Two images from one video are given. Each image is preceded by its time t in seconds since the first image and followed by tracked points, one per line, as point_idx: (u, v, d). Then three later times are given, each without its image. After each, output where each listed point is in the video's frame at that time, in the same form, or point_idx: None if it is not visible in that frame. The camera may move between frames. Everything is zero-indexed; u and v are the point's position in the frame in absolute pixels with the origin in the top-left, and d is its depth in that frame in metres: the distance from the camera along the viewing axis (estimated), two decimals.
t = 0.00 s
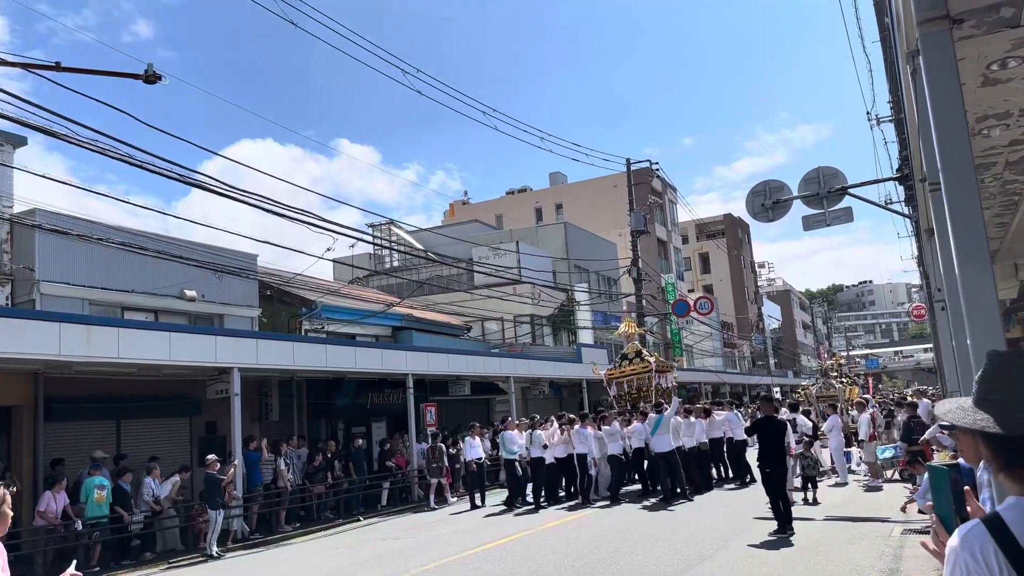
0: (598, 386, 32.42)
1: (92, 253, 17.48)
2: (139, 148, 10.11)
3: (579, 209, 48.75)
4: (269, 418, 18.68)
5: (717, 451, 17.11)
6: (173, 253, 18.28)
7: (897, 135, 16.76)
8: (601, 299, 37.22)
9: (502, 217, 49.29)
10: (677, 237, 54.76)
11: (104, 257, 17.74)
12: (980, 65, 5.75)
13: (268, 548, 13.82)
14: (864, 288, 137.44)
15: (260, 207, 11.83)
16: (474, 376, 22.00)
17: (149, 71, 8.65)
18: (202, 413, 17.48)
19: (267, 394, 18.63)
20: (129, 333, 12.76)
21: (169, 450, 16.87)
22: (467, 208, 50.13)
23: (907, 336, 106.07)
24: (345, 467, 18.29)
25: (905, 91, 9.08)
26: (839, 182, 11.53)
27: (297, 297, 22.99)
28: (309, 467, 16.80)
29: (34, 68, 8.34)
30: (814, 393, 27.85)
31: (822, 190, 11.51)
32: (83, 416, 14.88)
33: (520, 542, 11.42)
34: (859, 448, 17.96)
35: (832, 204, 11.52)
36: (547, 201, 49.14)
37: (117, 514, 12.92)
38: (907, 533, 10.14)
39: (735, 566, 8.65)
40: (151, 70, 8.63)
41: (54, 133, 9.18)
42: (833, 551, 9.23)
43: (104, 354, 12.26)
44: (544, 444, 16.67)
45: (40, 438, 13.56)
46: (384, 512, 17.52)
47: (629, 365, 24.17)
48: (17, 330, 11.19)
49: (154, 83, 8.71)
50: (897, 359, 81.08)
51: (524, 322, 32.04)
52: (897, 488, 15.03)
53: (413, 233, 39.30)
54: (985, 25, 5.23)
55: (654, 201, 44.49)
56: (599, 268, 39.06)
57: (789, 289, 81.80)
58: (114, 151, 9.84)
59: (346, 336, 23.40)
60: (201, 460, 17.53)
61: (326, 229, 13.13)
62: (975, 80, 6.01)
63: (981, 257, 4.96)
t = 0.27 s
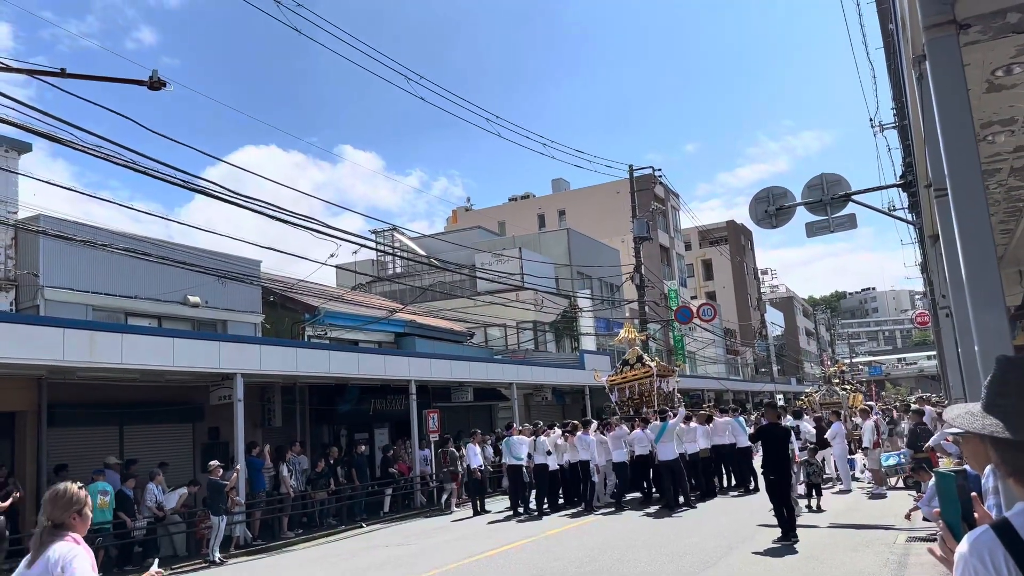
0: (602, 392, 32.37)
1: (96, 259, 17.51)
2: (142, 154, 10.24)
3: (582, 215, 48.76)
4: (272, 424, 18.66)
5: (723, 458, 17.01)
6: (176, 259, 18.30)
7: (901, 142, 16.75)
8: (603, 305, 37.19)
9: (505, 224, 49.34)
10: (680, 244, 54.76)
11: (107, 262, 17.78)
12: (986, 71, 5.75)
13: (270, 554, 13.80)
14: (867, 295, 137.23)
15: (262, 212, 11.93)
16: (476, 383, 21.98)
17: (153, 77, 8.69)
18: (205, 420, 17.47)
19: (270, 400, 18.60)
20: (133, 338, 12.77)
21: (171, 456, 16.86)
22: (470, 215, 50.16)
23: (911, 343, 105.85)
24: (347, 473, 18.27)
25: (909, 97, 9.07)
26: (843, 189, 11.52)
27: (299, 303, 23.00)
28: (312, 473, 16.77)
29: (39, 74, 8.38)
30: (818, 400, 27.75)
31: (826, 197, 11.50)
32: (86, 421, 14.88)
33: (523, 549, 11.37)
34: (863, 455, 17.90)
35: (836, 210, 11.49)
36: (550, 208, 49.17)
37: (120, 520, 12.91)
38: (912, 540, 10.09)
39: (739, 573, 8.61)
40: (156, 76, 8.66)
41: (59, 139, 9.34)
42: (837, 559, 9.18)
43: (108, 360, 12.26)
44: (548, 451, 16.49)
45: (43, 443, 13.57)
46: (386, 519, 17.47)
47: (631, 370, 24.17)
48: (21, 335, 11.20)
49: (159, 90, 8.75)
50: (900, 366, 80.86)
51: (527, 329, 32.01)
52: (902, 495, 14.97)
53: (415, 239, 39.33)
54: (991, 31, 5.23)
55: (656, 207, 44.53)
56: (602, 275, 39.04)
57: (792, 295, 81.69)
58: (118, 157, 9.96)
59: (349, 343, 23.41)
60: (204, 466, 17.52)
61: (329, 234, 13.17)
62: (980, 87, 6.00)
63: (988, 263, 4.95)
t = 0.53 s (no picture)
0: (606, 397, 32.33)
1: (101, 263, 17.55)
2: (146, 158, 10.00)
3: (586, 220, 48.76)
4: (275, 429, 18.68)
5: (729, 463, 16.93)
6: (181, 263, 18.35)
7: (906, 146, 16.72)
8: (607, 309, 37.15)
9: (509, 228, 49.40)
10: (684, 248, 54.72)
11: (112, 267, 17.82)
12: (990, 76, 5.74)
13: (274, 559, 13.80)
14: (871, 299, 136.93)
15: (266, 217, 11.76)
16: (480, 387, 21.97)
17: (159, 82, 8.71)
18: (209, 424, 17.50)
19: (274, 404, 18.61)
20: (138, 343, 12.80)
21: (176, 460, 16.89)
22: (474, 219, 50.19)
23: (915, 348, 105.51)
24: (351, 478, 18.27)
25: (914, 102, 9.06)
26: (847, 193, 11.51)
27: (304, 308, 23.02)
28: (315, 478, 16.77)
29: (45, 79, 8.39)
30: (822, 405, 27.67)
31: (830, 202, 11.49)
32: (90, 426, 14.91)
33: (527, 554, 11.36)
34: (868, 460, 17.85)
35: (840, 215, 11.48)
36: (554, 212, 49.19)
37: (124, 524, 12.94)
38: (917, 546, 10.05)
39: None
40: (161, 81, 8.68)
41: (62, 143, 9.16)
42: (842, 564, 9.15)
43: (112, 364, 12.31)
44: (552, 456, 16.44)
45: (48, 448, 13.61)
46: (390, 523, 17.45)
47: (637, 376, 24.09)
48: (26, 340, 11.24)
49: (164, 95, 8.77)
50: (905, 371, 80.63)
51: (530, 333, 31.99)
52: (907, 501, 14.91)
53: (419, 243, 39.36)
54: (995, 37, 5.23)
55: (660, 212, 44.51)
56: (606, 279, 39.01)
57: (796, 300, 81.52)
58: (122, 162, 9.74)
59: (352, 347, 23.44)
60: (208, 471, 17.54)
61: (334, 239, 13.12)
62: (985, 92, 6.00)
63: (994, 268, 4.93)
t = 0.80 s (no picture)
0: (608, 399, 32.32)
1: (104, 266, 17.59)
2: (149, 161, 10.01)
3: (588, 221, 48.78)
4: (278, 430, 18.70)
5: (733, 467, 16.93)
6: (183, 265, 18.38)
7: (908, 148, 16.70)
8: (609, 311, 37.15)
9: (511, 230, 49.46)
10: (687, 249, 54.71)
11: (115, 269, 17.85)
12: (992, 78, 5.73)
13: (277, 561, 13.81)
14: (874, 301, 136.72)
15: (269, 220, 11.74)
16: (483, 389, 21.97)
17: (161, 85, 8.73)
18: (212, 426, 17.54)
19: (276, 406, 18.63)
20: (140, 345, 12.82)
21: (178, 461, 16.91)
22: (476, 220, 50.22)
23: (919, 349, 105.32)
24: (353, 480, 18.28)
25: (916, 103, 9.05)
26: (849, 195, 11.50)
27: (306, 309, 23.05)
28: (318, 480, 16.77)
29: (47, 82, 8.40)
30: (825, 407, 27.64)
31: (832, 204, 11.48)
32: (93, 427, 14.93)
33: (528, 556, 11.37)
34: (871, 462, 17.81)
35: (842, 216, 11.47)
36: (557, 214, 49.20)
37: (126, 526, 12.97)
38: (919, 549, 10.04)
39: None
40: (163, 83, 8.70)
41: (65, 146, 9.21)
42: (844, 567, 9.14)
43: (114, 366, 12.33)
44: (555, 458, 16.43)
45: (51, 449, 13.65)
46: (392, 525, 17.45)
47: (642, 379, 24.07)
48: (29, 342, 11.26)
49: (166, 97, 8.79)
50: (909, 372, 80.51)
51: (533, 335, 31.99)
52: (909, 503, 14.89)
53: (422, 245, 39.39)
54: (996, 39, 5.23)
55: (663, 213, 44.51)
56: (608, 281, 39.00)
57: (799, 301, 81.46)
58: (125, 165, 9.74)
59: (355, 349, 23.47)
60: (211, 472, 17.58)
61: (336, 241, 13.10)
62: (986, 94, 5.99)
63: (995, 271, 4.92)
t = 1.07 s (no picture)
0: (609, 399, 32.32)
1: (104, 266, 17.58)
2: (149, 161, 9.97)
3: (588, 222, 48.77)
4: (278, 431, 18.69)
5: (734, 467, 16.98)
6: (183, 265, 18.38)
7: (909, 148, 16.69)
8: (610, 311, 37.13)
9: (512, 230, 49.46)
10: (687, 250, 54.70)
11: (115, 269, 17.84)
12: (993, 78, 5.72)
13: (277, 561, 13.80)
14: (875, 301, 136.63)
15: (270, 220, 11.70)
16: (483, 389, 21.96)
17: (161, 85, 8.72)
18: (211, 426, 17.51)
19: (276, 407, 18.62)
20: (140, 345, 12.80)
21: (179, 462, 16.90)
22: (477, 221, 50.22)
23: (919, 350, 105.24)
24: (353, 480, 18.26)
25: (916, 102, 9.03)
26: (849, 195, 11.47)
27: (306, 310, 23.04)
28: (319, 480, 16.78)
29: (47, 81, 8.40)
30: (825, 407, 27.64)
31: (832, 203, 11.46)
32: (93, 428, 14.93)
33: (529, 557, 11.34)
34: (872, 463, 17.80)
35: (842, 216, 11.45)
36: (557, 214, 49.17)
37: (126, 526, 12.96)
38: (920, 549, 10.03)
39: None
40: (164, 83, 8.69)
41: (65, 146, 9.18)
42: (846, 567, 9.11)
43: (115, 366, 12.32)
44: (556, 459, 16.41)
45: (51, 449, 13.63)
46: (393, 526, 17.44)
47: (645, 380, 24.09)
48: (28, 342, 11.23)
49: (166, 98, 8.78)
50: (909, 373, 80.46)
51: (533, 335, 31.99)
52: (910, 503, 14.87)
53: (422, 245, 39.36)
54: (997, 38, 5.21)
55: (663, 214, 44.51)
56: (609, 281, 38.96)
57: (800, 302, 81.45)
58: (125, 164, 9.70)
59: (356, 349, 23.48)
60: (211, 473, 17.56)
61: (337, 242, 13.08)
62: (987, 94, 5.97)
63: (997, 270, 4.90)
